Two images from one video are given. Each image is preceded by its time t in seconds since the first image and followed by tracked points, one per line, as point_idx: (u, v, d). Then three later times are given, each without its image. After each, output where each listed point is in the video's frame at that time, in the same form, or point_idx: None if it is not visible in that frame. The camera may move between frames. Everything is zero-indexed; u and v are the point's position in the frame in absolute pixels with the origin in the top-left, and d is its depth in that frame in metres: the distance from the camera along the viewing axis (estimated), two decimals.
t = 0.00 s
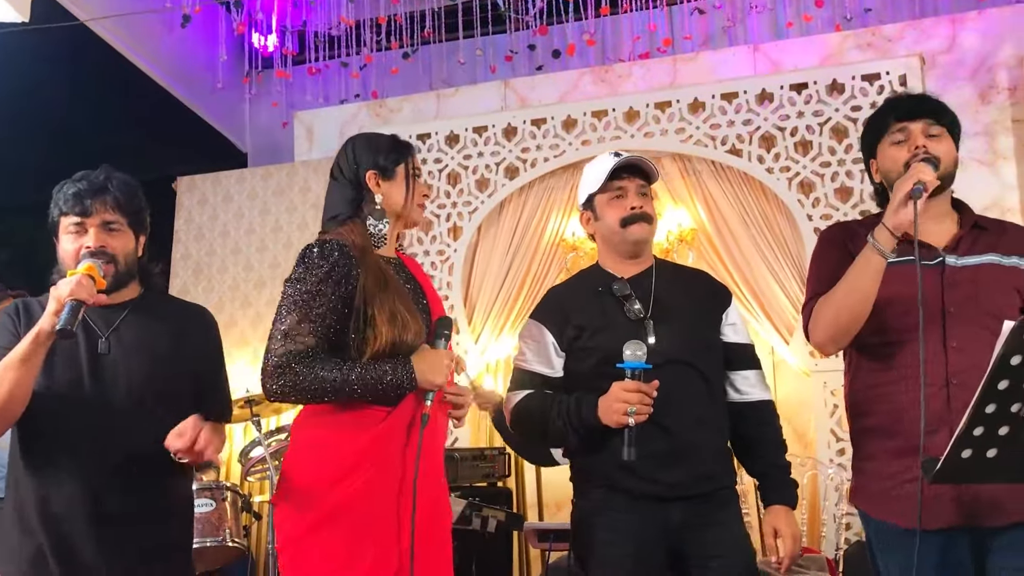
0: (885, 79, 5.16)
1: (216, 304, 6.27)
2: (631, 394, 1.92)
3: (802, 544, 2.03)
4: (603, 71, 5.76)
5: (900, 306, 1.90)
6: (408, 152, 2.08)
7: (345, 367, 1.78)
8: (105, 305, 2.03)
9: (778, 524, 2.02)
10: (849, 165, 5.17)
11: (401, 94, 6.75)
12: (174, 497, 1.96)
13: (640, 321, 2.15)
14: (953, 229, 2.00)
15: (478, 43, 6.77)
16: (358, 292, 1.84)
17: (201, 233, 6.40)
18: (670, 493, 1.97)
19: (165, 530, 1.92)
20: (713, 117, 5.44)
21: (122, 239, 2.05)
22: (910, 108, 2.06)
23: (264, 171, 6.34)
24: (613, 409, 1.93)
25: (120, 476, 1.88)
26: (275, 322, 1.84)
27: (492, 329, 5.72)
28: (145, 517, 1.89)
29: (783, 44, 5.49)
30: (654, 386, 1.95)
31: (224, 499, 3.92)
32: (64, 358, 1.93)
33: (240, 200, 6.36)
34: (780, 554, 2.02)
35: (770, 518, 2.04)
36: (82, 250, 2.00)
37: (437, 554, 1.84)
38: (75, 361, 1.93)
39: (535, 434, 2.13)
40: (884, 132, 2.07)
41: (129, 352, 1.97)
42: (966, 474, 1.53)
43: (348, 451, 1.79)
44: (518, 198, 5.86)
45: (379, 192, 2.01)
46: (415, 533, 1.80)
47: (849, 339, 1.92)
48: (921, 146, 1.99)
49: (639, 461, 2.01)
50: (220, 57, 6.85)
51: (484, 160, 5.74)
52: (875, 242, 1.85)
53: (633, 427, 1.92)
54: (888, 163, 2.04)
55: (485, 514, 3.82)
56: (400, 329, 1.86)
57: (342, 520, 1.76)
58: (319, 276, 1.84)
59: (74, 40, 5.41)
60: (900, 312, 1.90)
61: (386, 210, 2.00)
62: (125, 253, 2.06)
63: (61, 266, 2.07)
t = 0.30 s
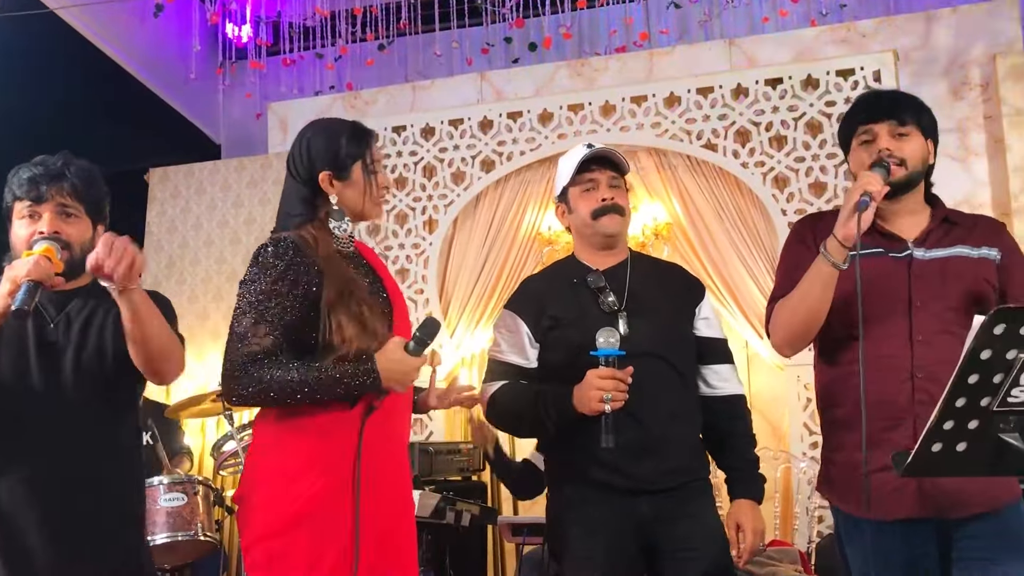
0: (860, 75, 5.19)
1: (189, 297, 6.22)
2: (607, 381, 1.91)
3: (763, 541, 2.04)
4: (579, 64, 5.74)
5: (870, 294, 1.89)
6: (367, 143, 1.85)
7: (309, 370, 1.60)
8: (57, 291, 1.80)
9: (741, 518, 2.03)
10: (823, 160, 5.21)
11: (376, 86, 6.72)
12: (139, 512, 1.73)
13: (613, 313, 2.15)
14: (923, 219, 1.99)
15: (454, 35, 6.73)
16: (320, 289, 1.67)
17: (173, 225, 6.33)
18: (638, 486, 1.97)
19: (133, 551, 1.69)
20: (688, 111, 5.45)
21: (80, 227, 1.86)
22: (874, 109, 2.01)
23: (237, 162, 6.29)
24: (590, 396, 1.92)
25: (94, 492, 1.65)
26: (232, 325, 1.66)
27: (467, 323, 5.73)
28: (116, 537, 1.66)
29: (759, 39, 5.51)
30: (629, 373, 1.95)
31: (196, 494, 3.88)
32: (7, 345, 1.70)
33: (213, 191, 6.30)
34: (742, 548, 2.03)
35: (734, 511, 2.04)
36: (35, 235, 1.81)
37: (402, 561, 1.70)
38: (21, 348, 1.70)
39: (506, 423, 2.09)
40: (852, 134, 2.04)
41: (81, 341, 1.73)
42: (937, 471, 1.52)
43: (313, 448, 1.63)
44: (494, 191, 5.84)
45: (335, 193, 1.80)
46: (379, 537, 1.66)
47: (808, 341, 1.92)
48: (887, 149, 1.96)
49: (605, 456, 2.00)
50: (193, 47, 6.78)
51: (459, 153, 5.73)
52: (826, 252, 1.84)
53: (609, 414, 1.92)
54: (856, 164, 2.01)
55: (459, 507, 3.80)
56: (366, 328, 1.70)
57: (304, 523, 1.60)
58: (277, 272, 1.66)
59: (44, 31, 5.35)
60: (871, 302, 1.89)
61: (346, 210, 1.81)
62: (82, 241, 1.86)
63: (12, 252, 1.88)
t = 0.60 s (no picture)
0: (835, 71, 5.21)
1: (161, 291, 6.17)
2: (580, 378, 1.89)
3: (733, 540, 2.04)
4: (556, 59, 5.74)
5: (841, 294, 1.89)
6: (313, 130, 1.85)
7: (269, 374, 1.58)
8: None
9: (710, 516, 2.03)
10: (798, 156, 5.24)
11: (352, 78, 6.68)
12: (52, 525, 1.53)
13: (590, 310, 2.12)
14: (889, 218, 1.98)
15: (431, 28, 6.69)
16: (277, 291, 1.65)
17: (146, 218, 6.27)
18: (614, 483, 1.96)
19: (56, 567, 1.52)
20: (664, 107, 5.46)
21: None
22: (849, 104, 2.00)
23: (211, 155, 6.24)
24: (563, 391, 1.90)
25: (33, 564, 1.47)
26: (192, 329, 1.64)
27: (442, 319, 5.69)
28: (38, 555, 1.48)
29: (735, 35, 5.53)
30: (603, 367, 1.93)
31: (168, 489, 3.85)
32: None
33: (187, 184, 6.25)
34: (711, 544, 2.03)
35: (703, 510, 2.04)
36: None
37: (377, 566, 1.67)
38: None
39: (485, 421, 2.08)
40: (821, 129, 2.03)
41: None
42: (906, 464, 1.53)
43: (280, 455, 1.61)
44: (471, 185, 5.84)
45: (280, 177, 1.81)
46: (351, 543, 1.63)
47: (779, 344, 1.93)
48: (858, 146, 1.95)
49: (579, 451, 2.00)
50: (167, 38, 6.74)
51: (436, 147, 5.71)
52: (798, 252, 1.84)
53: (582, 409, 1.89)
54: (824, 159, 2.01)
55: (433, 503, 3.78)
56: (327, 331, 1.68)
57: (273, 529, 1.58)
58: (235, 275, 1.64)
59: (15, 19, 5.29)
60: (841, 309, 1.88)
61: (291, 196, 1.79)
62: None
63: None
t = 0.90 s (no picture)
0: (813, 68, 5.23)
1: (135, 283, 6.10)
2: (554, 377, 1.89)
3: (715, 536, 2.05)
4: (535, 52, 5.72)
5: (818, 298, 1.88)
6: (282, 119, 1.84)
7: (227, 366, 1.58)
8: None
9: (693, 516, 2.03)
10: (775, 152, 5.25)
11: (330, 69, 6.62)
12: None
13: (568, 307, 2.11)
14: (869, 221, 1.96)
15: (409, 20, 6.65)
16: (237, 282, 1.64)
17: (120, 209, 6.20)
18: (590, 479, 1.95)
19: None
20: (643, 101, 5.46)
21: None
22: (837, 102, 1.98)
23: (186, 146, 6.18)
24: (538, 392, 1.90)
25: None
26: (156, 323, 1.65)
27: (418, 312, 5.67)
28: None
29: (714, 31, 5.52)
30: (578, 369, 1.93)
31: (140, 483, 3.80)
32: None
33: (162, 175, 6.18)
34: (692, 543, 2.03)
35: (684, 507, 2.04)
36: None
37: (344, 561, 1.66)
38: None
39: (460, 417, 2.06)
40: (807, 125, 2.01)
41: None
42: (881, 460, 1.53)
43: (247, 449, 1.59)
44: (449, 178, 5.80)
45: (250, 168, 1.81)
46: (317, 539, 1.61)
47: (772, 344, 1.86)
48: (848, 146, 1.94)
49: (555, 447, 1.98)
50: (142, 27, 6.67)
51: (413, 139, 5.67)
52: (796, 253, 1.79)
53: (556, 410, 1.89)
54: (807, 155, 2.00)
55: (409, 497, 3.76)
56: (290, 320, 1.66)
57: (239, 524, 1.57)
58: (197, 266, 1.64)
59: None
60: (819, 311, 1.87)
61: (262, 187, 1.80)
62: None
63: None
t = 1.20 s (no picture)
0: (798, 63, 5.24)
1: (115, 273, 6.05)
2: (541, 369, 1.86)
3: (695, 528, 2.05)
4: (521, 45, 5.70)
5: (815, 286, 1.81)
6: (269, 107, 1.81)
7: (190, 349, 1.57)
8: None
9: (673, 506, 2.03)
10: (760, 147, 5.25)
11: (313, 60, 6.58)
12: None
13: (551, 300, 2.08)
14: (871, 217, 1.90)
15: (394, 11, 6.62)
16: (207, 268, 1.64)
17: (101, 198, 6.15)
18: (573, 471, 1.94)
19: None
20: (629, 94, 5.44)
21: None
22: (857, 94, 1.89)
23: (168, 135, 6.12)
24: (523, 384, 1.88)
25: None
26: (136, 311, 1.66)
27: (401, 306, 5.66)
28: None
29: (700, 25, 5.52)
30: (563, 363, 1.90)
31: (120, 475, 3.77)
32: None
33: (143, 164, 6.13)
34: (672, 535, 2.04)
35: (664, 499, 2.05)
36: None
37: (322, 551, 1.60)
38: None
39: (447, 411, 2.05)
40: (823, 115, 1.90)
41: None
42: (865, 453, 1.52)
43: (215, 435, 1.58)
44: (433, 169, 5.77)
45: (238, 159, 1.79)
46: (288, 528, 1.57)
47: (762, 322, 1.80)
48: (866, 142, 1.86)
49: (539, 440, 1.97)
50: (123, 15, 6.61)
51: (398, 131, 5.65)
52: (808, 233, 1.72)
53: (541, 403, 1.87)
54: (821, 146, 1.90)
55: (391, 490, 3.73)
56: (262, 303, 1.65)
57: (204, 510, 1.55)
58: (170, 253, 1.65)
59: None
60: (816, 299, 1.80)
61: (249, 177, 1.78)
62: None
63: None
